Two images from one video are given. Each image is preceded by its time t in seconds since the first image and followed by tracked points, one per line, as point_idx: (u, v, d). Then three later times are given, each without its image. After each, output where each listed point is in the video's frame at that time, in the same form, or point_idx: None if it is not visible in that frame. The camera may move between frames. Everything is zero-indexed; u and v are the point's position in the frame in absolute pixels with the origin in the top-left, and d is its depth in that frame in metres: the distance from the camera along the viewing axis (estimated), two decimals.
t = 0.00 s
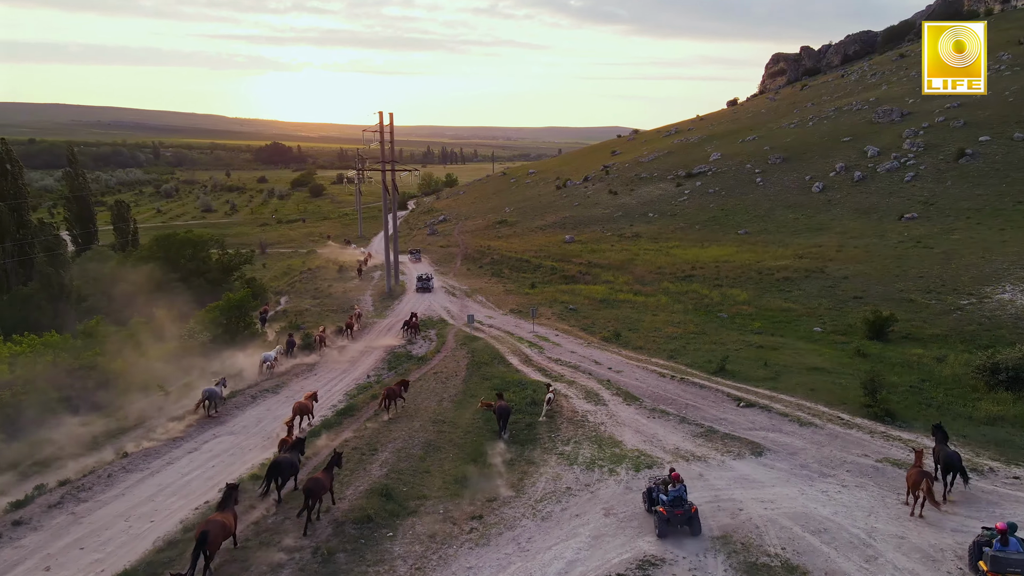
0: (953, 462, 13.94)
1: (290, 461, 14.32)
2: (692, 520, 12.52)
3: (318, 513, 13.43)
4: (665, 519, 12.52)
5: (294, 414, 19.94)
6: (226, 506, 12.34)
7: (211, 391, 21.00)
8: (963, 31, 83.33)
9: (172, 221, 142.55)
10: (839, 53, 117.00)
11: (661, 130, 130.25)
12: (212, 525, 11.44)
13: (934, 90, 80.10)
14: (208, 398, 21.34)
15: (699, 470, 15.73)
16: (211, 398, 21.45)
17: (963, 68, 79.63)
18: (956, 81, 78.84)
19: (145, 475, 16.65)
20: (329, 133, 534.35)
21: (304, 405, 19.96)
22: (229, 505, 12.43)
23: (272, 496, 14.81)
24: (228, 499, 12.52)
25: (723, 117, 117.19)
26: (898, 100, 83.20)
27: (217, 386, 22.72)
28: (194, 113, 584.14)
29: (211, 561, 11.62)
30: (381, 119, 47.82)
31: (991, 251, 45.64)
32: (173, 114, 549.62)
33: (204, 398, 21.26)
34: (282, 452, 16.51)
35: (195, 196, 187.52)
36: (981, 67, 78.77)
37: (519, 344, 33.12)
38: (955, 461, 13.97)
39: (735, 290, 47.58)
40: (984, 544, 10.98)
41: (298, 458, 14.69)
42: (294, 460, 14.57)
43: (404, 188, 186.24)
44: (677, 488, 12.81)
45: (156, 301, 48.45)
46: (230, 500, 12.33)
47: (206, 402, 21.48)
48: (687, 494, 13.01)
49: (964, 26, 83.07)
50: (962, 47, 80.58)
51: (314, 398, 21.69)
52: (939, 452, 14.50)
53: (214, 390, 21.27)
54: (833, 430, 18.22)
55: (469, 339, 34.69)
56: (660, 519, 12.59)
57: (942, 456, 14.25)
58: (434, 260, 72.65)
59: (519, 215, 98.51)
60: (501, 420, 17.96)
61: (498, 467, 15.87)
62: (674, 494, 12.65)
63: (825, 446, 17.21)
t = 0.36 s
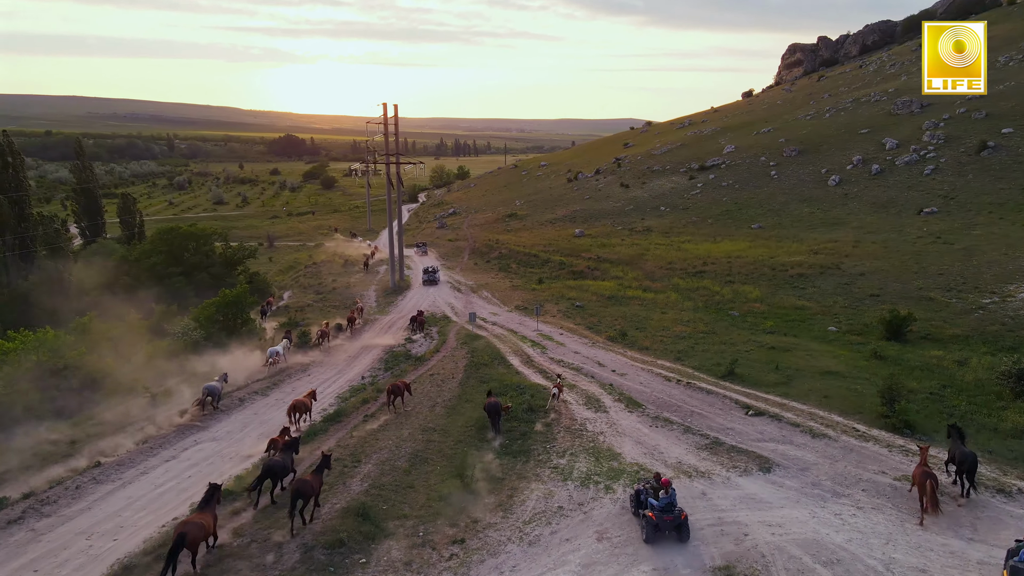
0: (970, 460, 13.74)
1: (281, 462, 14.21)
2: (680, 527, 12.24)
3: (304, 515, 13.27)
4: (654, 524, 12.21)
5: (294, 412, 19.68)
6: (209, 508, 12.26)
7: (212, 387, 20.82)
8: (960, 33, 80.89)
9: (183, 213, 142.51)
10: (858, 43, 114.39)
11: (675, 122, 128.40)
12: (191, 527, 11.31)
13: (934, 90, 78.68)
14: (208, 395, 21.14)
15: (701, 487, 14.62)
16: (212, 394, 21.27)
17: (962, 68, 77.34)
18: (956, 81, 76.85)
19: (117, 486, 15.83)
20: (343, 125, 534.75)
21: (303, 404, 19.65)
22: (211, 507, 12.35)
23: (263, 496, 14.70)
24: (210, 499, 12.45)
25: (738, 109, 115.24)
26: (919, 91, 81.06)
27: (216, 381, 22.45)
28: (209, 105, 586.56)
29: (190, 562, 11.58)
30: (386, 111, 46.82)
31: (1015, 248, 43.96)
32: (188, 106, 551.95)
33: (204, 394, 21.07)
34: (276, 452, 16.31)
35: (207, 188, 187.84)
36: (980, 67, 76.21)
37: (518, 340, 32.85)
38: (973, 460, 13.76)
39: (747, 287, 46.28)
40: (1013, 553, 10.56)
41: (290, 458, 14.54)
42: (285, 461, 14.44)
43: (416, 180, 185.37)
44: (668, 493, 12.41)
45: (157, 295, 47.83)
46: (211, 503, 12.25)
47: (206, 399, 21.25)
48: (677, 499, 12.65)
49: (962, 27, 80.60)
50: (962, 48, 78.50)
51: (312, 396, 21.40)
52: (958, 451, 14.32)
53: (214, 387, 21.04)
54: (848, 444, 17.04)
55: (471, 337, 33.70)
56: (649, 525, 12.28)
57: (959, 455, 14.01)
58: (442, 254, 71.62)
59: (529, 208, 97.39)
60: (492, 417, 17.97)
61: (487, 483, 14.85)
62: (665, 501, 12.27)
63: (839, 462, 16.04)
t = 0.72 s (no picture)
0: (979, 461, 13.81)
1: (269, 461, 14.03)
2: (663, 532, 12.00)
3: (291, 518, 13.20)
4: (637, 530, 11.95)
5: (288, 409, 19.79)
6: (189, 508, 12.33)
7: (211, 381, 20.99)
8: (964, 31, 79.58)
9: (191, 205, 142.18)
10: (872, 33, 112.10)
11: (686, 113, 126.65)
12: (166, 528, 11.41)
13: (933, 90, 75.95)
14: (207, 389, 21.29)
15: (700, 509, 13.54)
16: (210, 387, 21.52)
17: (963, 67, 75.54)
18: (955, 81, 74.80)
19: (82, 500, 14.99)
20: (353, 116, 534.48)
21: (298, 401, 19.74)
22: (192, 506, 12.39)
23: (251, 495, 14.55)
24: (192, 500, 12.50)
25: (750, 100, 113.38)
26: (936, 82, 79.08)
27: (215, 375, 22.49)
28: (221, 96, 587.47)
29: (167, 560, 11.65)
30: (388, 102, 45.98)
31: None
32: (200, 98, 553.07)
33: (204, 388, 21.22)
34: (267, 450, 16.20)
35: (217, 180, 187.82)
36: (981, 67, 74.61)
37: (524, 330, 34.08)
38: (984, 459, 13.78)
39: (757, 283, 45.03)
40: None
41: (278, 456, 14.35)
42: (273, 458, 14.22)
43: (425, 173, 184.27)
44: (652, 499, 12.07)
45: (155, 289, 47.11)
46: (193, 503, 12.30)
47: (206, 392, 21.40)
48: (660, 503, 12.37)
49: (964, 26, 79.30)
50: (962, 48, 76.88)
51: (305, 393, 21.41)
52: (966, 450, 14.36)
53: (213, 379, 21.10)
54: (859, 458, 15.93)
55: (470, 336, 32.73)
56: (631, 531, 11.99)
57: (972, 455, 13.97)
58: (446, 247, 70.55)
59: (537, 201, 96.22)
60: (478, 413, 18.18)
61: (468, 501, 13.81)
62: (648, 506, 11.99)
63: (851, 481, 14.87)
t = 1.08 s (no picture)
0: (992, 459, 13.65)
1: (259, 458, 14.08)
2: (641, 534, 11.80)
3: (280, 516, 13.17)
4: (614, 532, 11.76)
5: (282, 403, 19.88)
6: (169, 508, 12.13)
7: (210, 372, 21.40)
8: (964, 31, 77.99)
9: (200, 197, 142.01)
10: (888, 23, 109.75)
11: (697, 105, 124.92)
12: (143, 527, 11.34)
13: (933, 90, 73.87)
14: (207, 379, 21.72)
15: (695, 532, 12.54)
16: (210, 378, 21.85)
17: (962, 68, 73.68)
18: (955, 81, 72.78)
19: (40, 514, 14.16)
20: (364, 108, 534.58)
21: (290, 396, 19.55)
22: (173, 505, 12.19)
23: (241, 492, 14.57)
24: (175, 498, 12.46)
25: (764, 91, 111.48)
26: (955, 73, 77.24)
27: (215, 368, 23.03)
28: (233, 88, 588.69)
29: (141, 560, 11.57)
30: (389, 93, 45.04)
31: None
32: (212, 90, 554.78)
33: (203, 378, 21.65)
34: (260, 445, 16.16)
35: (226, 172, 187.63)
36: (981, 67, 72.74)
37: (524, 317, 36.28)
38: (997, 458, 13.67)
39: (766, 280, 43.85)
40: None
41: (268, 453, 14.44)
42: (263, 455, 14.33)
43: (434, 166, 183.17)
44: (629, 500, 11.95)
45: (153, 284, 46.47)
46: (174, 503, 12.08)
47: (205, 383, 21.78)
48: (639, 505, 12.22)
49: (964, 26, 77.73)
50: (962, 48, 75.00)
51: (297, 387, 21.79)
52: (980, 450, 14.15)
53: (213, 371, 21.67)
54: (869, 474, 14.87)
55: (468, 333, 31.82)
56: (609, 533, 11.80)
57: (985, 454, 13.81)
58: (452, 241, 69.54)
59: (545, 194, 95.07)
60: (462, 406, 18.49)
61: (443, 520, 12.84)
62: (626, 507, 11.83)
63: (860, 501, 13.78)
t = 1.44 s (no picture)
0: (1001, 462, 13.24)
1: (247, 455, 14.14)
2: (615, 535, 11.64)
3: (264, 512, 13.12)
4: (588, 532, 11.61)
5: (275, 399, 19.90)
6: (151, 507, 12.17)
7: (209, 366, 21.59)
8: (965, 31, 76.61)
9: (209, 190, 141.96)
10: (906, 13, 107.35)
11: (710, 97, 123.12)
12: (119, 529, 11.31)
13: (933, 90, 72.31)
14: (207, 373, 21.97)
15: (685, 558, 11.57)
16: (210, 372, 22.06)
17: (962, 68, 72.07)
18: (955, 81, 71.18)
19: None
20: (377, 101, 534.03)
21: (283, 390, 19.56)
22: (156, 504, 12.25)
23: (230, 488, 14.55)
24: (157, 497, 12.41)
25: (778, 82, 109.56)
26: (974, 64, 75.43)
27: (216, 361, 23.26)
28: (246, 80, 589.94)
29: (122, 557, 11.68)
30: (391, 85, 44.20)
31: None
32: (226, 82, 556.25)
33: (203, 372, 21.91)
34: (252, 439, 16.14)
35: (236, 164, 187.60)
36: (982, 66, 71.16)
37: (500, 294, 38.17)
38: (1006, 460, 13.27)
39: (776, 277, 42.67)
40: None
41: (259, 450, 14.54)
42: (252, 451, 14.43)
43: (445, 158, 182.22)
44: (604, 499, 11.76)
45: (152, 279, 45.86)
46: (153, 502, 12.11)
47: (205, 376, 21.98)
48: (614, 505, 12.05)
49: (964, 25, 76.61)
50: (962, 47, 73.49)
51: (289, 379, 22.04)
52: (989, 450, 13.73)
53: (213, 365, 21.84)
54: (878, 493, 13.81)
55: (465, 332, 30.89)
56: (583, 533, 11.62)
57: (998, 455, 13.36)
58: (457, 235, 68.48)
59: (553, 187, 93.92)
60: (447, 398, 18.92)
61: (414, 543, 11.89)
62: (600, 507, 11.69)
63: (868, 523, 12.72)
